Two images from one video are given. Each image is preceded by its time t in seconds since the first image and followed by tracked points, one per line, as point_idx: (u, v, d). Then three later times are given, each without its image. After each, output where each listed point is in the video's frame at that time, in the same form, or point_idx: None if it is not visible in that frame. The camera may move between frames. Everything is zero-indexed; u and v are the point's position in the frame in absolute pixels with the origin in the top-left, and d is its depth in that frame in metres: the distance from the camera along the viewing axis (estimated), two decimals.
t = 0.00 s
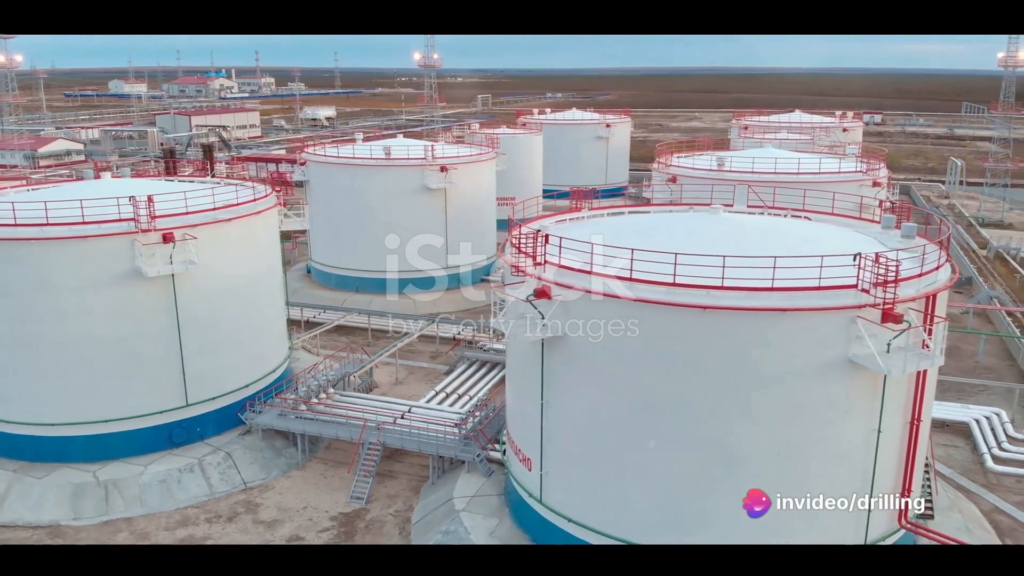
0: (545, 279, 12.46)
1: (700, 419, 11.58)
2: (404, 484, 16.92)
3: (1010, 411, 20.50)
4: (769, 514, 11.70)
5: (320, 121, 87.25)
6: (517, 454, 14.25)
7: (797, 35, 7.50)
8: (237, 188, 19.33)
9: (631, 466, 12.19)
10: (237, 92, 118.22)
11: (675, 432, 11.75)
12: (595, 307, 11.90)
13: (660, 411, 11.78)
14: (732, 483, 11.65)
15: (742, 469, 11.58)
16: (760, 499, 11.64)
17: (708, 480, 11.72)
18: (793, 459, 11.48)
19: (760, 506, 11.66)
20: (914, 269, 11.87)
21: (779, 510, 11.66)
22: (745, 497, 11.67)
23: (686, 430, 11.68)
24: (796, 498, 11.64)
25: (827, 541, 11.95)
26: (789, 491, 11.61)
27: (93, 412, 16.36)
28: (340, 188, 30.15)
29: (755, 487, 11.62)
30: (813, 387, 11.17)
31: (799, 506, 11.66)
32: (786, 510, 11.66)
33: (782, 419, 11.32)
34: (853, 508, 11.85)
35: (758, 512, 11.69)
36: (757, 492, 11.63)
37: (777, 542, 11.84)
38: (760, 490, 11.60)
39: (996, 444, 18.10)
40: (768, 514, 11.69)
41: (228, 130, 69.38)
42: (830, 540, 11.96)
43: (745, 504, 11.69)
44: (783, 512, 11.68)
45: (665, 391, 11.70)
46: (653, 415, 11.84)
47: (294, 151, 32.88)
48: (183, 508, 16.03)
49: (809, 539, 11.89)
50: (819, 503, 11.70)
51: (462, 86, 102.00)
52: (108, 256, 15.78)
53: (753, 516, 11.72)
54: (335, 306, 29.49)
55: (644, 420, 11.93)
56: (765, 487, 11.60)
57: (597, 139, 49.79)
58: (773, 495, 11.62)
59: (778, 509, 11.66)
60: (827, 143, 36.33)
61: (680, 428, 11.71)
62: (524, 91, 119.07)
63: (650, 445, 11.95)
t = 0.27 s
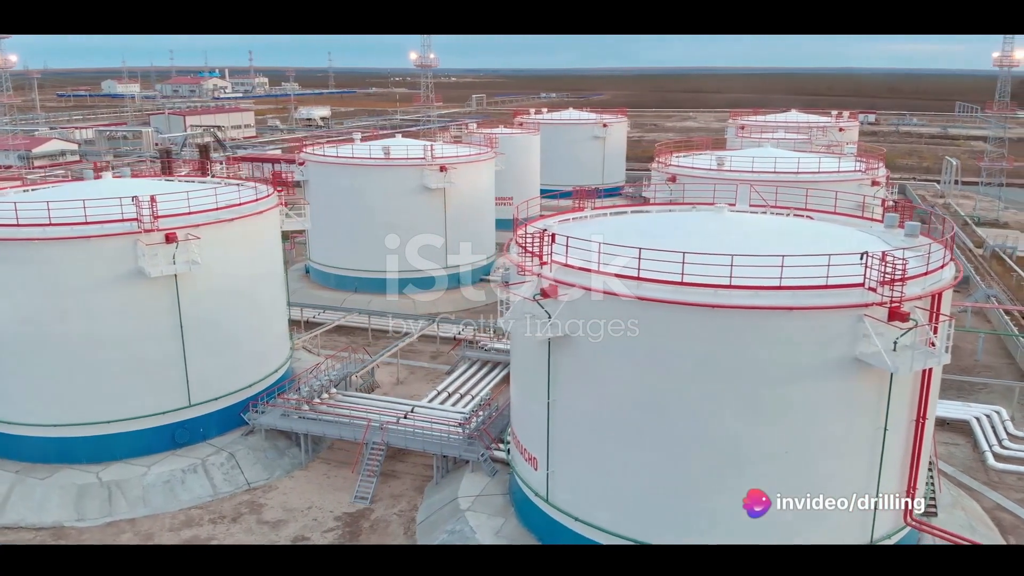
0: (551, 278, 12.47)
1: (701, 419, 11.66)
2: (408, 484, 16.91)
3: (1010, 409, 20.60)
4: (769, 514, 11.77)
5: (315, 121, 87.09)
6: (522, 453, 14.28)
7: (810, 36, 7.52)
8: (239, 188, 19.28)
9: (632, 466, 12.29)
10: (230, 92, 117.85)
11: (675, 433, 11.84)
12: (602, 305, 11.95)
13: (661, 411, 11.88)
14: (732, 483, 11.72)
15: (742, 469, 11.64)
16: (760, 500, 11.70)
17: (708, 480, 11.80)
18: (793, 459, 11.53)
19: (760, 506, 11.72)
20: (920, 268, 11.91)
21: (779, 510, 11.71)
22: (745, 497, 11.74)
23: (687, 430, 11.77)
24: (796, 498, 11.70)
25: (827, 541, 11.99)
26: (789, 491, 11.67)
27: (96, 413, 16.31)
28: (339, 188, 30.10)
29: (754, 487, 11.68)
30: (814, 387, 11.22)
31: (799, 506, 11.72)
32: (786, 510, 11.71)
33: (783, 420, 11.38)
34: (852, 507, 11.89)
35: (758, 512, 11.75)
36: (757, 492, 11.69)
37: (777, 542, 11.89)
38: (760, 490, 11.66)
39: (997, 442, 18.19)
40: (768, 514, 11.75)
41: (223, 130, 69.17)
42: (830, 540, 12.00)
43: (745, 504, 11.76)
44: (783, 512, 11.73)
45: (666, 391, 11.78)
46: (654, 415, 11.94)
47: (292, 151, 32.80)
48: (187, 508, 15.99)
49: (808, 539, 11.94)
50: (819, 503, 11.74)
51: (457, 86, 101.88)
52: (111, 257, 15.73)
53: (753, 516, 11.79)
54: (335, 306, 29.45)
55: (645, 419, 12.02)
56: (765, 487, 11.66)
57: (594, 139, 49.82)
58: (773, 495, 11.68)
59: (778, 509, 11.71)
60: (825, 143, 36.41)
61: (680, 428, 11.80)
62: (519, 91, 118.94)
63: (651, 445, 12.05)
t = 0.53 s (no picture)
0: (559, 277, 12.48)
1: (701, 419, 11.73)
2: (412, 484, 16.92)
3: (1010, 407, 20.70)
4: (768, 514, 11.82)
5: (310, 121, 86.88)
6: (528, 453, 14.30)
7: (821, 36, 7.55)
8: (241, 188, 19.24)
9: (633, 465, 12.37)
10: (224, 92, 117.47)
11: (675, 433, 11.92)
12: (609, 305, 11.98)
13: (661, 412, 11.96)
14: (732, 483, 11.79)
15: (743, 469, 11.70)
16: (760, 500, 11.76)
17: (707, 480, 11.88)
18: (793, 459, 11.57)
19: (760, 506, 11.78)
20: (925, 267, 11.96)
21: (779, 510, 11.77)
22: (745, 497, 11.80)
23: (687, 430, 11.84)
24: (796, 498, 11.74)
25: (827, 541, 12.03)
26: (789, 491, 11.72)
27: (99, 414, 16.26)
28: (338, 188, 30.05)
29: (754, 487, 11.74)
30: (815, 387, 11.28)
31: (799, 506, 11.76)
32: (786, 510, 11.76)
33: (783, 420, 11.44)
34: (853, 507, 11.92)
35: (758, 512, 11.81)
36: (757, 492, 11.75)
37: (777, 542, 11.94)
38: (760, 490, 11.72)
39: (998, 440, 18.27)
40: (768, 514, 11.81)
41: (217, 130, 68.94)
42: (830, 540, 12.04)
43: (745, 504, 11.82)
44: (783, 512, 11.78)
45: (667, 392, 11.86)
46: (654, 416, 12.03)
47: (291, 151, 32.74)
48: (191, 509, 15.96)
49: (808, 538, 11.98)
50: (819, 503, 11.79)
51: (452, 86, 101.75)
52: (114, 257, 15.70)
53: (753, 516, 11.85)
54: (334, 306, 29.42)
55: (646, 420, 12.11)
56: (765, 487, 11.71)
57: (591, 139, 49.86)
58: (773, 495, 11.73)
59: (777, 509, 11.76)
60: (822, 142, 36.50)
61: (680, 429, 11.88)
62: (513, 91, 118.85)
63: (651, 445, 12.13)
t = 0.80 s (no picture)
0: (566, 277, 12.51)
1: (701, 419, 11.80)
2: (416, 484, 16.92)
3: (1009, 405, 20.81)
4: (768, 514, 11.88)
5: (305, 121, 86.71)
6: (534, 453, 14.33)
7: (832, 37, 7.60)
8: (244, 189, 19.22)
9: (633, 465, 12.46)
10: (218, 92, 117.10)
11: (675, 433, 11.99)
12: (616, 304, 12.02)
13: (662, 412, 12.03)
14: (732, 483, 11.84)
15: (743, 469, 11.76)
16: (760, 500, 11.82)
17: (707, 480, 11.95)
18: (792, 460, 11.62)
19: (760, 506, 11.84)
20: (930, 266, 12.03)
21: (779, 510, 11.81)
22: (745, 497, 11.86)
23: (687, 430, 11.91)
24: (796, 498, 11.78)
25: (828, 541, 12.07)
26: (789, 491, 11.76)
27: (102, 415, 16.22)
28: (337, 189, 30.00)
29: (754, 487, 11.80)
30: (815, 387, 11.33)
31: (799, 506, 11.80)
32: (786, 510, 11.81)
33: (784, 420, 11.49)
34: (852, 508, 11.96)
35: (758, 512, 11.86)
36: (757, 492, 11.80)
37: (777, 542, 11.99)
38: (761, 490, 11.78)
39: (999, 438, 18.37)
40: (768, 514, 11.86)
41: (212, 130, 68.73)
42: (830, 540, 12.07)
43: (745, 504, 11.88)
44: (783, 512, 11.83)
45: (668, 392, 11.93)
46: (656, 416, 12.10)
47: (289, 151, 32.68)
48: (195, 510, 15.92)
49: (808, 538, 12.03)
50: (819, 503, 11.82)
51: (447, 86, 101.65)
52: (118, 258, 15.66)
53: (753, 516, 11.90)
54: (334, 306, 29.38)
55: (647, 420, 12.19)
56: (765, 487, 11.77)
57: (588, 139, 49.90)
58: (773, 495, 11.78)
59: (778, 509, 11.81)
60: (819, 142, 36.60)
61: (680, 429, 11.94)
62: (508, 91, 118.79)
63: (651, 444, 12.22)
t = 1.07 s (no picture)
0: (574, 276, 12.53)
1: (701, 419, 11.88)
2: (420, 483, 16.92)
3: (1009, 403, 20.92)
4: (768, 514, 11.94)
5: (300, 121, 86.52)
6: (539, 452, 14.36)
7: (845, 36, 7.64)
8: (246, 189, 19.19)
9: (634, 464, 12.55)
10: (211, 92, 116.70)
11: (676, 433, 12.07)
12: (623, 304, 12.05)
13: (662, 412, 12.11)
14: (732, 483, 11.91)
15: (744, 468, 11.82)
16: (760, 500, 11.87)
17: (707, 480, 12.02)
18: (792, 459, 11.67)
19: (760, 506, 11.89)
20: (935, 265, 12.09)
21: (779, 510, 11.87)
22: (745, 497, 11.92)
23: (687, 430, 11.99)
24: (796, 498, 11.84)
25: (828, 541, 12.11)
26: (788, 491, 11.81)
27: (105, 416, 16.18)
28: (336, 189, 29.95)
29: (755, 487, 11.85)
30: (815, 386, 11.38)
31: (799, 506, 11.85)
32: (786, 510, 11.86)
33: (784, 420, 11.55)
34: (853, 507, 11.99)
35: (758, 512, 11.92)
36: (757, 492, 11.86)
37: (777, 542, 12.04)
38: (760, 490, 11.83)
39: (1000, 436, 18.45)
40: (768, 514, 11.92)
41: (207, 130, 68.49)
42: (830, 539, 12.11)
43: (745, 504, 11.93)
44: (783, 512, 11.88)
45: (669, 392, 12.01)
46: (656, 416, 12.18)
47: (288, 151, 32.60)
48: (199, 511, 15.89)
49: (808, 538, 12.08)
50: (819, 503, 11.87)
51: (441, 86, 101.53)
52: (120, 259, 15.62)
53: (753, 515, 11.96)
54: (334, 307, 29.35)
55: (648, 420, 12.27)
56: (765, 487, 11.82)
57: (584, 138, 49.92)
58: (773, 495, 11.84)
59: (778, 509, 11.87)
60: (816, 142, 36.68)
61: (680, 429, 12.02)
62: (502, 91, 118.70)
63: (651, 443, 12.31)
